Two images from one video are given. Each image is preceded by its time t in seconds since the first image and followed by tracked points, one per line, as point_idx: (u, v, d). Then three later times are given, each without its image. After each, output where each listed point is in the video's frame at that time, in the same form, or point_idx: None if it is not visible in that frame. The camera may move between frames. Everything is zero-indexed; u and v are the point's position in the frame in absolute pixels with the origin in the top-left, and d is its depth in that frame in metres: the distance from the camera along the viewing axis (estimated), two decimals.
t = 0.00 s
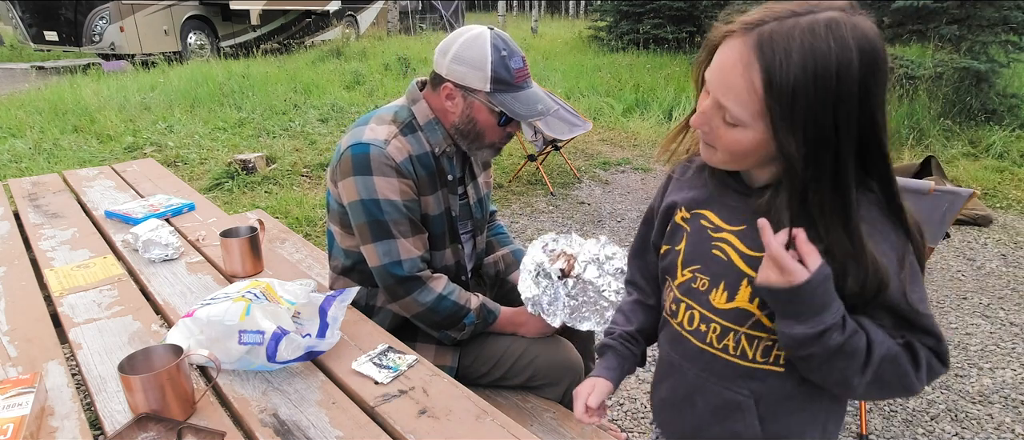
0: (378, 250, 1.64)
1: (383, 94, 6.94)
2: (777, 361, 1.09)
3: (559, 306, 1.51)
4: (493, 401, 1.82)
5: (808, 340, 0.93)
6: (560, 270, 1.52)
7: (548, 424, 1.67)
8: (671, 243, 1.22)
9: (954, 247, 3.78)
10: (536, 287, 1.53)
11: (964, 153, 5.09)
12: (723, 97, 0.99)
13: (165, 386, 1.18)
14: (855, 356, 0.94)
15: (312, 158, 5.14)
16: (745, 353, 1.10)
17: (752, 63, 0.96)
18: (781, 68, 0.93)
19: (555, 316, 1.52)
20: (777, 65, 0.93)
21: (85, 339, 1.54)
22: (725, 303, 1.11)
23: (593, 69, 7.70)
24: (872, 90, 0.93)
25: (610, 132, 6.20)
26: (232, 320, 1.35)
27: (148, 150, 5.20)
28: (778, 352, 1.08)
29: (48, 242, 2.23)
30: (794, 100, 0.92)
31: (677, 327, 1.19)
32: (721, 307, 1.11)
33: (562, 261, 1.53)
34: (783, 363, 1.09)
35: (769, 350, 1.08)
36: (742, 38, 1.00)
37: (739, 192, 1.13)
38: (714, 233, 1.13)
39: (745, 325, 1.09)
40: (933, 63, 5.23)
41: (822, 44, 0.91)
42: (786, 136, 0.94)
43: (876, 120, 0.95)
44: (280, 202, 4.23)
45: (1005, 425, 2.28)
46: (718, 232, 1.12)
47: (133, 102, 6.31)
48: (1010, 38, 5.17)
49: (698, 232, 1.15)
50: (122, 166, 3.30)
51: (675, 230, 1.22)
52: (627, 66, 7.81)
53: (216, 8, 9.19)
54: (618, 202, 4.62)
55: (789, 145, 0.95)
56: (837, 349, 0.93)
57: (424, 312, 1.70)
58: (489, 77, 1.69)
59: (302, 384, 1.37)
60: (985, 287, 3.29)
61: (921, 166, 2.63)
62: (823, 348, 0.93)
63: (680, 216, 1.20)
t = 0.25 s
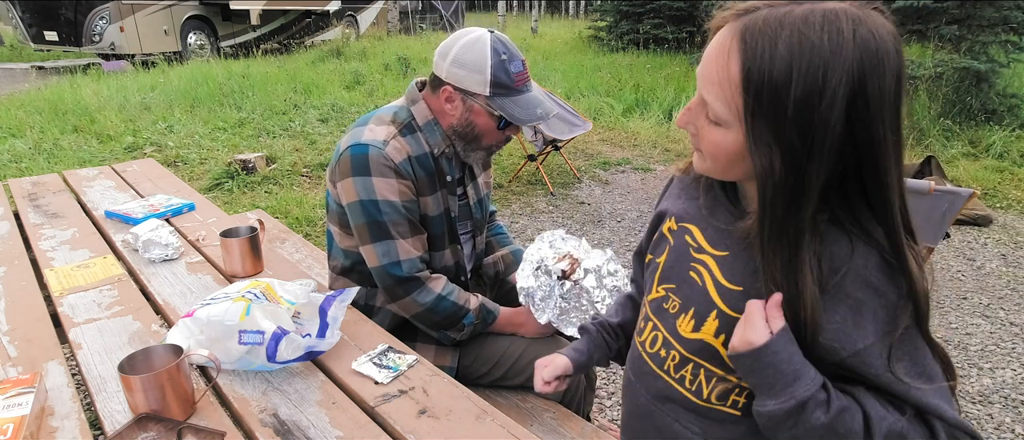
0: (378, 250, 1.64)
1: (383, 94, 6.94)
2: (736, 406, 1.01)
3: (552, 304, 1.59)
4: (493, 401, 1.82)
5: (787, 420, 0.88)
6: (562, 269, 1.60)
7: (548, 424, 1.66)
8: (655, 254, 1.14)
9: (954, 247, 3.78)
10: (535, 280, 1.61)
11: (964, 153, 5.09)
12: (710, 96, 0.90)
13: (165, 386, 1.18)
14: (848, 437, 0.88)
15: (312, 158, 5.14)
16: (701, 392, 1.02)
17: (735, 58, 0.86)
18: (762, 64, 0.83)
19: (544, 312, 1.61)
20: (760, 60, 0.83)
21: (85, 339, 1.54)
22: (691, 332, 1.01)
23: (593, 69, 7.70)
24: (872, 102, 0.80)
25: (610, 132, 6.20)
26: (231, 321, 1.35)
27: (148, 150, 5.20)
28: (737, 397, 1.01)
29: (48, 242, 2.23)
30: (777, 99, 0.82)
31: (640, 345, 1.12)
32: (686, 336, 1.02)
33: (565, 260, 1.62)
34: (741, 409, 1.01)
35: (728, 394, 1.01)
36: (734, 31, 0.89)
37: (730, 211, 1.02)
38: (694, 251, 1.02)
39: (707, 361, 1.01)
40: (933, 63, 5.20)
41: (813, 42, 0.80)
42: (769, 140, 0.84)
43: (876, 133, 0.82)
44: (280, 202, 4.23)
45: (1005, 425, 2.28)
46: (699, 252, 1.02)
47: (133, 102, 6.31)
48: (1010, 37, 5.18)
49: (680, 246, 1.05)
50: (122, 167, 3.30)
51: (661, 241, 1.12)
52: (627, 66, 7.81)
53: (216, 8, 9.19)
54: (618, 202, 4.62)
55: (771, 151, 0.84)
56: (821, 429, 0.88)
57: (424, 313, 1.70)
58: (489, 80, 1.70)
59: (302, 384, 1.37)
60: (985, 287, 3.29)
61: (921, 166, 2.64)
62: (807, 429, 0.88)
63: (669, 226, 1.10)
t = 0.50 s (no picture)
0: (378, 250, 1.65)
1: (383, 94, 6.94)
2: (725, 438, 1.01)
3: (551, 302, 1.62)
4: (493, 401, 1.82)
5: None
6: (561, 268, 1.61)
7: (548, 424, 1.67)
8: (640, 272, 1.11)
9: (954, 247, 3.78)
10: (536, 279, 1.64)
11: (964, 153, 5.09)
12: (696, 92, 0.82)
13: (165, 386, 1.18)
14: None
15: (312, 158, 5.14)
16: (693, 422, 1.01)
17: (726, 42, 0.77)
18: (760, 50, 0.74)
19: (545, 310, 1.65)
20: (754, 48, 0.75)
21: (85, 339, 1.54)
22: (678, 362, 0.99)
23: (593, 69, 7.70)
24: (883, 91, 0.73)
25: (610, 132, 6.20)
26: (231, 321, 1.35)
27: (148, 150, 5.20)
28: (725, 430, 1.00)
29: (48, 242, 2.23)
30: (774, 90, 0.75)
31: (625, 371, 1.10)
32: (674, 365, 0.99)
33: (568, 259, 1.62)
34: None
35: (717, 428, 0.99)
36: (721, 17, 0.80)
37: (714, 229, 0.97)
38: (679, 274, 0.98)
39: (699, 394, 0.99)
40: (933, 63, 5.21)
41: (815, 26, 0.72)
42: (762, 137, 0.77)
43: (885, 128, 0.74)
44: (280, 202, 4.23)
45: (1005, 425, 2.28)
46: (684, 275, 0.98)
47: (133, 102, 6.31)
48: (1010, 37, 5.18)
49: (665, 266, 1.02)
50: (122, 167, 3.30)
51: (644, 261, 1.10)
52: (627, 66, 7.81)
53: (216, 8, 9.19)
54: (618, 202, 4.62)
55: (767, 148, 0.77)
56: None
57: (423, 313, 1.70)
58: (489, 82, 1.71)
59: (302, 384, 1.37)
60: (986, 287, 3.29)
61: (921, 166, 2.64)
62: None
63: (652, 243, 1.07)
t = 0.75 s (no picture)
0: (379, 250, 1.65)
1: (383, 94, 6.94)
2: None
3: (554, 301, 1.64)
4: (493, 401, 1.82)
5: None
6: (564, 267, 1.64)
7: (548, 424, 1.67)
8: (620, 293, 1.03)
9: (954, 247, 3.78)
10: (537, 278, 1.65)
11: (964, 153, 5.10)
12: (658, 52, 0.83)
13: (164, 386, 1.18)
14: None
15: (312, 158, 5.14)
16: None
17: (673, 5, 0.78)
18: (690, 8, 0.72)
19: (546, 310, 1.64)
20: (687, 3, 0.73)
21: (85, 339, 1.54)
22: (669, 384, 0.92)
23: (592, 69, 7.70)
24: (800, 64, 0.66)
25: (610, 132, 6.19)
26: (232, 321, 1.35)
27: (148, 150, 5.20)
28: None
29: (49, 242, 2.23)
30: (693, 49, 0.71)
31: (620, 398, 1.04)
32: (666, 387, 0.92)
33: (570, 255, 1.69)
34: None
35: None
36: None
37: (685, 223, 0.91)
38: (661, 291, 0.92)
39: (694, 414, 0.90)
40: (933, 63, 5.27)
41: None
42: (683, 98, 0.74)
43: (807, 105, 0.68)
44: (280, 202, 4.23)
45: (1005, 425, 2.28)
46: (665, 291, 0.91)
47: (133, 102, 6.31)
48: (1010, 37, 5.17)
49: (643, 284, 0.95)
50: (122, 166, 3.30)
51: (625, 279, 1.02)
52: (627, 66, 7.82)
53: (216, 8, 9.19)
54: (618, 202, 4.62)
55: (685, 109, 0.75)
56: None
57: (424, 313, 1.70)
58: (492, 85, 1.72)
59: (302, 384, 1.37)
60: (985, 287, 3.29)
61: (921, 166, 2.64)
62: None
63: (630, 263, 1.00)
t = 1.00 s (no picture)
0: (380, 249, 1.65)
1: (383, 94, 6.94)
2: None
3: (557, 303, 1.63)
4: (493, 401, 1.82)
5: None
6: (567, 268, 1.65)
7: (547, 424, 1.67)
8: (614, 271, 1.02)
9: (954, 247, 3.78)
10: (540, 280, 1.65)
11: (964, 153, 5.10)
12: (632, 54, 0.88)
13: (165, 386, 1.18)
14: None
15: (312, 158, 5.14)
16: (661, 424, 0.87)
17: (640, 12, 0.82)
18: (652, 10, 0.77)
19: (549, 312, 1.64)
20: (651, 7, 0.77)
21: (85, 339, 1.54)
22: (642, 354, 0.87)
23: (592, 69, 7.70)
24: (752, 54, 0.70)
25: (610, 132, 6.20)
26: (232, 320, 1.35)
27: (148, 150, 5.20)
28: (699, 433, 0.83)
29: (49, 242, 2.23)
30: (654, 50, 0.76)
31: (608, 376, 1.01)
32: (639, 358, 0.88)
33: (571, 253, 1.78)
34: None
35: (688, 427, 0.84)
36: None
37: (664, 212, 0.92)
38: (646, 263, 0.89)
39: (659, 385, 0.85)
40: (933, 63, 5.35)
41: None
42: (650, 96, 0.79)
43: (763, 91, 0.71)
44: (280, 202, 4.23)
45: (1005, 424, 2.28)
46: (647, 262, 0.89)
47: (133, 102, 6.31)
48: (1010, 37, 5.17)
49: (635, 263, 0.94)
50: (122, 166, 3.30)
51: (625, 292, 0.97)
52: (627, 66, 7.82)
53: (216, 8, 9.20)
54: (618, 202, 4.62)
55: (652, 107, 0.79)
56: None
57: (425, 312, 1.70)
58: (493, 87, 1.72)
59: (302, 384, 1.37)
60: (985, 287, 3.29)
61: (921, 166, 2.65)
62: None
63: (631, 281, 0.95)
